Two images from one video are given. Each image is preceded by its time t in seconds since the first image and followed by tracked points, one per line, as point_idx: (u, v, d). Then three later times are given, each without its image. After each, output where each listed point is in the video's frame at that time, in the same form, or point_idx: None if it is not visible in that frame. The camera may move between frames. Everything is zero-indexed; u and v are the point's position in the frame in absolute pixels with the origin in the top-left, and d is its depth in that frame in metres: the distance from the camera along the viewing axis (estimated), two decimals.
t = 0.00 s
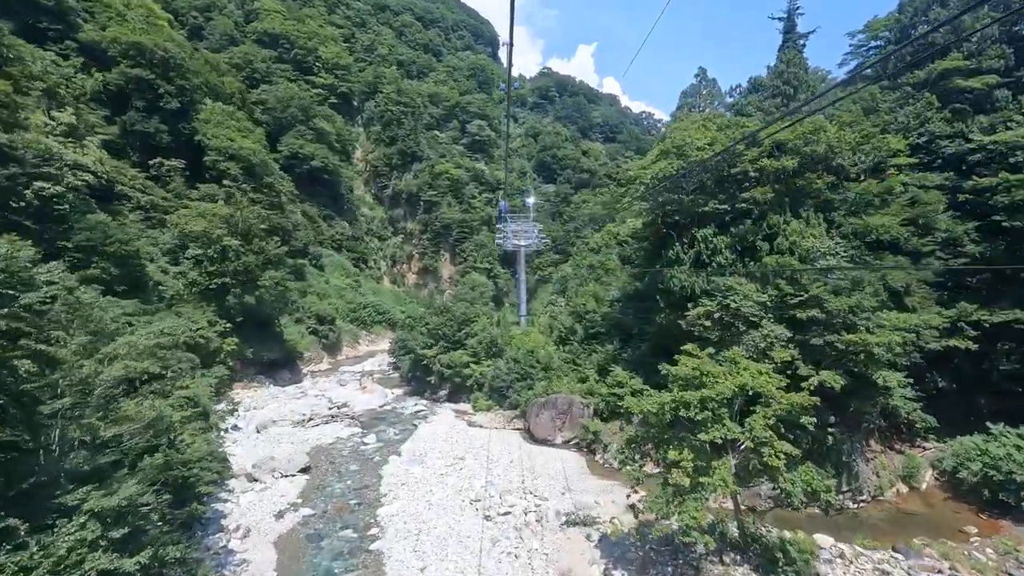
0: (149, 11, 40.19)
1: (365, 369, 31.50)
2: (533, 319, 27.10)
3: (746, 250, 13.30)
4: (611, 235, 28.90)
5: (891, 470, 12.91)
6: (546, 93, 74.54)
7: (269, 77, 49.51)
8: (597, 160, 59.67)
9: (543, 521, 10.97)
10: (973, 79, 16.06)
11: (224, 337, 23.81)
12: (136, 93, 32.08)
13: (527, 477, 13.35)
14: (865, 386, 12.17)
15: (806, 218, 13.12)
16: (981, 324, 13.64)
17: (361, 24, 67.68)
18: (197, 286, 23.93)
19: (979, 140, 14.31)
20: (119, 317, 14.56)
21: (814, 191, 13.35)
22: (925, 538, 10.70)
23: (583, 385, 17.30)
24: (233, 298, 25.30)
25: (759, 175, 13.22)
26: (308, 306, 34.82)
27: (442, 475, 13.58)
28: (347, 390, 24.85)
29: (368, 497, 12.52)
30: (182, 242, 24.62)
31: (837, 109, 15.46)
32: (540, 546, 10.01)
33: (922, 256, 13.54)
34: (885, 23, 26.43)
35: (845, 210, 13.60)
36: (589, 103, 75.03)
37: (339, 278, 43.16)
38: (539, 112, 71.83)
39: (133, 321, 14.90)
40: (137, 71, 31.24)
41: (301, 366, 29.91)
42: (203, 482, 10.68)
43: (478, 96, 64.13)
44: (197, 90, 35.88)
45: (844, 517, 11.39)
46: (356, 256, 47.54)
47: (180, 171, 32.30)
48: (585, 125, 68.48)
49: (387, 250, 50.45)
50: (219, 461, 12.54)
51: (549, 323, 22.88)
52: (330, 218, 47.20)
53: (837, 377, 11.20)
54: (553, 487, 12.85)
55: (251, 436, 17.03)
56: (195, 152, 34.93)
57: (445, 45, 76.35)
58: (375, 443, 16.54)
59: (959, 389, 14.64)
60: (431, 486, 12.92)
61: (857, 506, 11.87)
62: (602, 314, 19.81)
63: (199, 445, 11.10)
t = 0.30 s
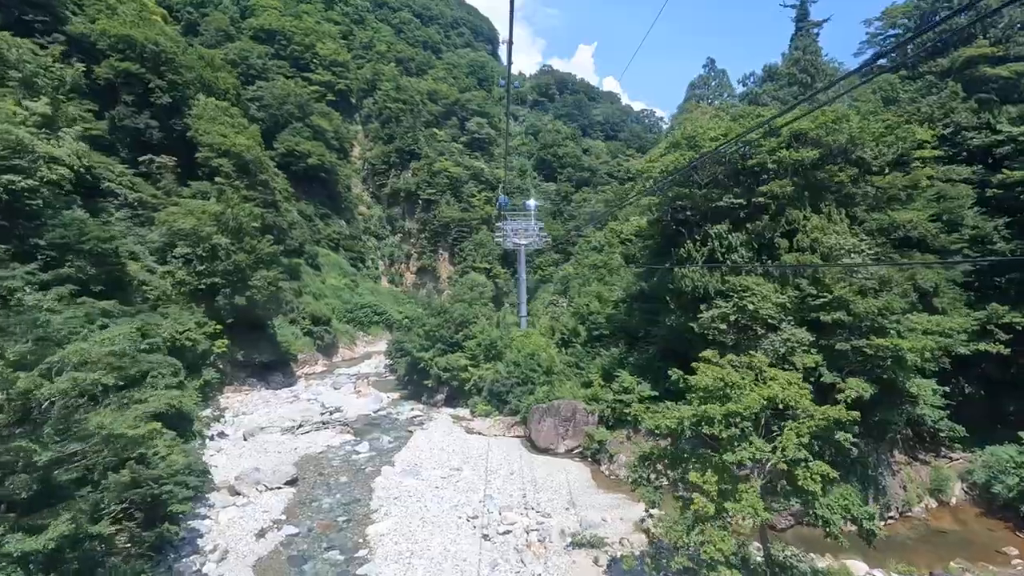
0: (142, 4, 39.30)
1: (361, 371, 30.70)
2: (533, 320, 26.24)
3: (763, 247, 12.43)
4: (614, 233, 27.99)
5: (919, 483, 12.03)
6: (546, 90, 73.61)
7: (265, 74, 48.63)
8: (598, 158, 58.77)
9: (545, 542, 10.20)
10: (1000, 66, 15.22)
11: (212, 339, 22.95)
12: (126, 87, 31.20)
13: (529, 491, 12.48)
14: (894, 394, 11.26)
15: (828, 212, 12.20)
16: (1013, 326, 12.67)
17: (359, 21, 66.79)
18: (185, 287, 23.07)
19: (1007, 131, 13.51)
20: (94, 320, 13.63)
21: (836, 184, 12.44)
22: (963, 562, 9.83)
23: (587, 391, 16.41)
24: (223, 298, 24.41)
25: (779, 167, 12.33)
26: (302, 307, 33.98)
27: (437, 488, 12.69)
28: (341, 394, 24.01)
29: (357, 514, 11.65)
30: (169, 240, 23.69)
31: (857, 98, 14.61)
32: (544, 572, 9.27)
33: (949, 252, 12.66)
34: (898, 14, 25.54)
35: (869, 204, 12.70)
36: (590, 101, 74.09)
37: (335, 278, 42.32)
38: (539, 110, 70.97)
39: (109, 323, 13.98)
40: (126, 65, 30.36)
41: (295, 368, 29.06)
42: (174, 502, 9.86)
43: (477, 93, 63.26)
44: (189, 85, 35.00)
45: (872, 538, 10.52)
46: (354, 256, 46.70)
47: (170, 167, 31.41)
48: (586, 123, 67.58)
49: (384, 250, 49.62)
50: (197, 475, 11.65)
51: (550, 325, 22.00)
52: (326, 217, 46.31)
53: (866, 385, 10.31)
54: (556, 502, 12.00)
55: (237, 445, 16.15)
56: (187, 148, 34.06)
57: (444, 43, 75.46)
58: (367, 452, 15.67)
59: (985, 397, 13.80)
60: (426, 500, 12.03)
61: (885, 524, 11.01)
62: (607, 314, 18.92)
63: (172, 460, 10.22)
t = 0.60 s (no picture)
0: None
1: (356, 373, 29.84)
2: (534, 321, 25.36)
3: (782, 244, 11.56)
4: (618, 231, 27.16)
5: (949, 498, 11.21)
6: (546, 87, 72.66)
7: (261, 69, 47.68)
8: (599, 156, 57.95)
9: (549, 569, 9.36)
10: None
11: (199, 342, 22.07)
12: (114, 81, 30.27)
13: (530, 507, 11.63)
14: (926, 403, 10.41)
15: (852, 207, 11.35)
16: None
17: (356, 17, 65.84)
18: (171, 287, 22.19)
19: None
20: (65, 323, 12.75)
21: (861, 176, 11.59)
22: None
23: (591, 396, 15.54)
24: (212, 298, 23.47)
25: (800, 159, 11.46)
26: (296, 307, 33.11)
27: (432, 503, 11.83)
28: (334, 398, 23.14)
29: (345, 532, 10.80)
30: (156, 238, 22.78)
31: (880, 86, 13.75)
32: None
33: (981, 250, 11.79)
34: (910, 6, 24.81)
35: (896, 198, 11.84)
36: (590, 98, 73.27)
37: (331, 277, 41.43)
38: (539, 108, 70.13)
39: (82, 326, 13.06)
40: (114, 57, 29.45)
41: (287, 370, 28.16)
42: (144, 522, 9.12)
43: (476, 90, 62.41)
44: (180, 80, 34.09)
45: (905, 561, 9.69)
46: (350, 255, 45.80)
47: (160, 163, 30.48)
48: (586, 121, 66.83)
49: (382, 249, 48.74)
50: (172, 491, 10.78)
51: (551, 326, 21.17)
52: (322, 215, 45.43)
53: (897, 394, 9.49)
54: (560, 519, 11.14)
55: (221, 454, 15.26)
56: (178, 144, 33.16)
57: (443, 39, 74.56)
58: (359, 461, 14.82)
59: (1016, 405, 12.99)
60: (419, 517, 11.16)
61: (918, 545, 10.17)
62: (612, 316, 18.06)
63: (141, 476, 9.41)
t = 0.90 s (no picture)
0: None
1: (351, 376, 28.97)
2: (535, 323, 24.46)
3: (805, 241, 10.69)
4: (621, 230, 26.30)
5: (988, 517, 10.34)
6: (546, 85, 71.80)
7: (256, 66, 46.82)
8: (600, 154, 57.10)
9: None
10: None
11: (186, 345, 21.22)
12: (102, 75, 29.42)
13: (532, 525, 10.77)
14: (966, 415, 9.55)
15: (880, 201, 10.50)
16: None
17: (354, 14, 65.01)
18: (158, 288, 21.34)
19: None
20: (33, 326, 11.88)
21: (890, 168, 10.74)
22: None
23: (596, 403, 14.65)
24: (201, 300, 22.39)
25: (825, 149, 10.60)
26: (290, 308, 32.20)
27: (426, 521, 10.95)
28: (327, 402, 22.24)
29: (331, 555, 9.96)
30: (141, 236, 21.91)
31: (907, 72, 12.84)
32: None
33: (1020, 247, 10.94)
34: None
35: (928, 192, 11.00)
36: (591, 96, 72.45)
37: (327, 277, 40.55)
38: (539, 106, 69.31)
39: (51, 330, 12.16)
40: (102, 51, 28.60)
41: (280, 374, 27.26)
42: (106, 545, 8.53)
43: (475, 88, 61.58)
44: (172, 75, 33.24)
45: None
46: (347, 255, 44.87)
47: (149, 160, 29.61)
48: (587, 119, 66.05)
49: (379, 249, 47.83)
50: (143, 510, 9.92)
51: (553, 329, 20.30)
52: (319, 215, 44.58)
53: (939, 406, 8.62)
54: (564, 540, 10.27)
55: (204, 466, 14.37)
56: (170, 141, 32.34)
57: (442, 37, 73.74)
58: (349, 473, 13.94)
59: None
60: (412, 538, 10.29)
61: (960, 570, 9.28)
62: (618, 318, 17.16)
63: (104, 496, 8.80)
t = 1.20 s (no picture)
0: None
1: (347, 379, 28.11)
2: (536, 324, 23.60)
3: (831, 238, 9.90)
4: (625, 228, 25.45)
5: None
6: (546, 83, 71.01)
7: (252, 63, 45.96)
8: (601, 152, 56.27)
9: None
10: None
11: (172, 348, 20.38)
12: (90, 69, 28.55)
13: (535, 547, 9.91)
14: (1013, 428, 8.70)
15: (914, 194, 9.70)
16: None
17: (352, 11, 64.19)
18: (144, 288, 20.54)
19: None
20: None
21: (923, 160, 9.98)
22: None
23: (603, 410, 13.77)
24: (188, 300, 21.53)
25: (854, 136, 9.94)
26: (284, 309, 31.35)
27: (420, 542, 10.09)
28: (320, 407, 21.38)
29: None
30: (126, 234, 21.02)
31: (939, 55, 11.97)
32: None
33: None
34: None
35: (963, 185, 10.17)
36: (592, 94, 71.61)
37: (323, 277, 39.71)
38: (539, 104, 68.46)
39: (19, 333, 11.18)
40: (90, 44, 27.74)
41: (272, 377, 26.37)
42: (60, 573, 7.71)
43: (475, 86, 60.74)
44: (163, 69, 32.40)
45: None
46: (344, 254, 43.99)
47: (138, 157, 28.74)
48: (587, 117, 65.21)
49: (377, 248, 46.95)
50: (108, 533, 9.04)
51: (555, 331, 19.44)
52: (315, 213, 43.71)
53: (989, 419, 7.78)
54: (571, 565, 9.42)
55: (186, 478, 13.53)
56: (161, 137, 31.49)
57: (441, 34, 72.88)
58: (340, 485, 13.08)
59: None
60: (405, 562, 9.41)
61: None
62: (625, 320, 16.29)
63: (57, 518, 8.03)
